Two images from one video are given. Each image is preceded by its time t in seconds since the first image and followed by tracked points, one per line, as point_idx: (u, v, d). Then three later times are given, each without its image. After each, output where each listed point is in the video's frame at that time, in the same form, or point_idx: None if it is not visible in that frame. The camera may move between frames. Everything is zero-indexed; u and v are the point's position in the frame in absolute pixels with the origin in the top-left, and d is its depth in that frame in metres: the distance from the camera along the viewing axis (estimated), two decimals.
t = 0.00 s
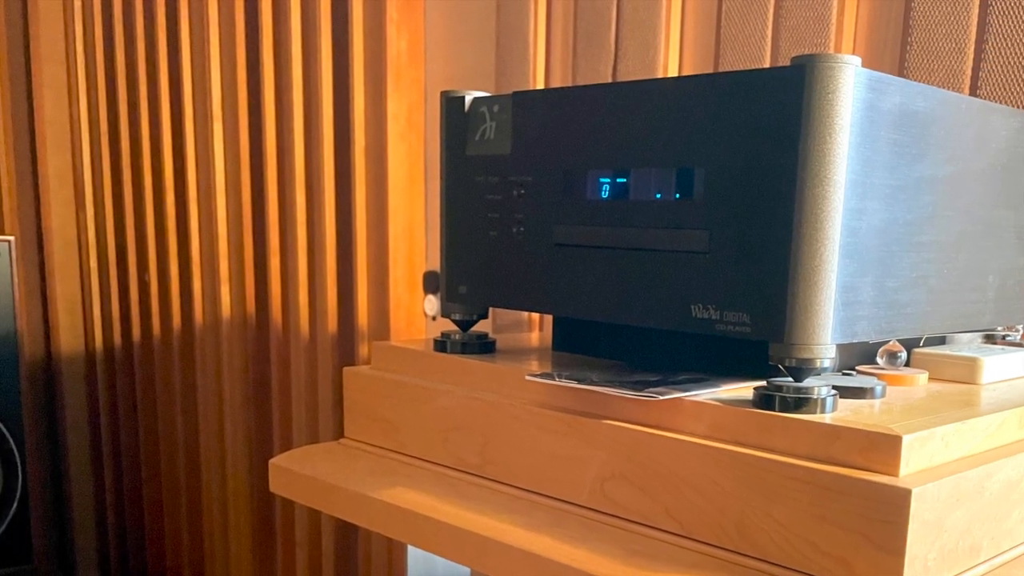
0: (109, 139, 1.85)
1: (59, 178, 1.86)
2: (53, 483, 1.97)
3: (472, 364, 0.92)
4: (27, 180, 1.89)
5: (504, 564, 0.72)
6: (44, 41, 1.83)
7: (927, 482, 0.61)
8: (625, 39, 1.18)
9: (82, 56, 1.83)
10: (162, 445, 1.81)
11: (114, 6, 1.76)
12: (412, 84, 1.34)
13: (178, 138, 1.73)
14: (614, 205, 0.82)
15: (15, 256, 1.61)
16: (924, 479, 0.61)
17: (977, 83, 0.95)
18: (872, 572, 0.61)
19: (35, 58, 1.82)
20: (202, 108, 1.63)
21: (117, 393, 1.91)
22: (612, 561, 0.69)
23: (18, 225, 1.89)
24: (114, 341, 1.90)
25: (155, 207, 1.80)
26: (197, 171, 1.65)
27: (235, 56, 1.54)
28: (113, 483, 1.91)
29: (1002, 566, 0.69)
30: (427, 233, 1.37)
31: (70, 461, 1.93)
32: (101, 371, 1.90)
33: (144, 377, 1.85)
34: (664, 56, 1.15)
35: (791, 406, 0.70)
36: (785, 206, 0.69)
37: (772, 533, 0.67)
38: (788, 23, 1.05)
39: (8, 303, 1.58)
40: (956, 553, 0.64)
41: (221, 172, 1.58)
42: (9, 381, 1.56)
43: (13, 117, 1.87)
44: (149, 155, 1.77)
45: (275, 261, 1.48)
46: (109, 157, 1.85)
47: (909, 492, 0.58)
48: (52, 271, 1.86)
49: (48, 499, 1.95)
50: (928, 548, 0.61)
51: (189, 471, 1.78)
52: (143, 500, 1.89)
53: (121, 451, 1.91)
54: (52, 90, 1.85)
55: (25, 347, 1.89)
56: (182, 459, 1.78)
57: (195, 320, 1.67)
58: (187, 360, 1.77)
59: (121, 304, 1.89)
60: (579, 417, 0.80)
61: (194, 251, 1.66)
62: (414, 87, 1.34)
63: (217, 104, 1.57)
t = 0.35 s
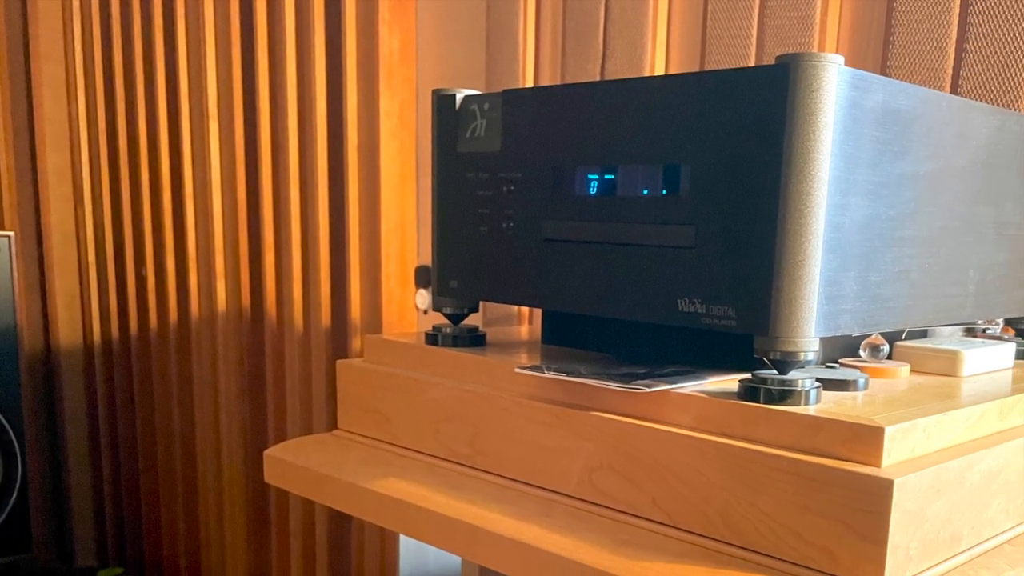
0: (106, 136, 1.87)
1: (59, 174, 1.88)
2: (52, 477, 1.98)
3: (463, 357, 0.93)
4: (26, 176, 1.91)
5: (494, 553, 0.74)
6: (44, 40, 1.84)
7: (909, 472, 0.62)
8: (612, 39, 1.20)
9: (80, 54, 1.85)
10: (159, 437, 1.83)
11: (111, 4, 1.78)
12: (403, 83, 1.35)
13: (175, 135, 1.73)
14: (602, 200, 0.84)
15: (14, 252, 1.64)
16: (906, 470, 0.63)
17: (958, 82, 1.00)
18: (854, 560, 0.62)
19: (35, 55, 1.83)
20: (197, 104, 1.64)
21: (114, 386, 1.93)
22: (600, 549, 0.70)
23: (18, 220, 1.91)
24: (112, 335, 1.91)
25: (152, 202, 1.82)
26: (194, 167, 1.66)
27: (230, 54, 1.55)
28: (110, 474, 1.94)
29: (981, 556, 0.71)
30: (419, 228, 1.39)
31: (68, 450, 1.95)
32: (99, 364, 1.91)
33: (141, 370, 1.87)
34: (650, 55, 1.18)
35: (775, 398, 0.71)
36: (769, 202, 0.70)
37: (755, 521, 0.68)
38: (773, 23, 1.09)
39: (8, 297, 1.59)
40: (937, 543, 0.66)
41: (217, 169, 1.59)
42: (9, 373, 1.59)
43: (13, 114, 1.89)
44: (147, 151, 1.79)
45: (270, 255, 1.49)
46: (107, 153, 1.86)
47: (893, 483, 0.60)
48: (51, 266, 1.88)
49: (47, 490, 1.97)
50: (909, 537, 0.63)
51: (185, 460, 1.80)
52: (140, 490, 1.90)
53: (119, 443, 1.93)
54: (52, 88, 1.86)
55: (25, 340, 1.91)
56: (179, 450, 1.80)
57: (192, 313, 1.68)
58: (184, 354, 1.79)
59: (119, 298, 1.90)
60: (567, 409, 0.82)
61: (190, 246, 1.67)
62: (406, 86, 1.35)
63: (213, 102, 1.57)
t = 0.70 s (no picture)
0: (104, 133, 1.89)
1: (58, 171, 1.92)
2: (52, 468, 2.02)
3: (455, 351, 0.95)
4: (26, 173, 1.94)
5: (485, 543, 0.75)
6: (42, 39, 1.88)
7: (892, 463, 0.64)
8: (601, 38, 1.23)
9: (78, 53, 1.88)
10: (155, 429, 1.85)
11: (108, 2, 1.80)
12: (396, 81, 1.36)
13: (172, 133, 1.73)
14: (591, 197, 0.85)
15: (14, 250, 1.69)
16: (889, 461, 0.64)
17: (939, 81, 1.03)
18: (838, 549, 0.64)
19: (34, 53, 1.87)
20: (194, 103, 1.65)
21: (112, 380, 1.94)
22: (588, 539, 0.72)
23: (18, 216, 1.93)
24: (110, 329, 1.93)
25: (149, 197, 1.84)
26: (191, 164, 1.67)
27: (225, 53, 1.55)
28: (108, 464, 1.97)
29: (962, 545, 0.73)
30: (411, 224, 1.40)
31: (66, 443, 2.01)
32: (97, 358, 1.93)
33: (139, 364, 1.87)
34: (638, 52, 1.20)
35: (760, 390, 0.73)
36: (754, 198, 0.72)
37: (741, 511, 0.70)
38: (758, 22, 1.12)
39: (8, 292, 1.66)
40: (919, 532, 0.68)
41: (213, 165, 1.60)
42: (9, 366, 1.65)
43: (13, 111, 1.91)
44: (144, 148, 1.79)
45: (265, 251, 1.51)
46: (104, 150, 1.88)
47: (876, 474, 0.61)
48: (50, 262, 1.92)
49: (46, 481, 2.00)
50: (892, 527, 0.64)
51: (183, 455, 1.80)
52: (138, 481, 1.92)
53: (117, 435, 1.95)
54: (50, 86, 1.90)
55: (24, 334, 1.94)
56: (175, 442, 1.81)
57: (188, 308, 1.69)
58: (181, 348, 1.79)
59: (117, 293, 1.91)
60: (557, 401, 0.84)
61: (186, 242, 1.68)
62: (398, 84, 1.36)
63: (208, 100, 1.59)
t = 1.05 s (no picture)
0: (103, 131, 1.90)
1: (57, 166, 1.93)
2: (49, 460, 2.03)
3: (447, 344, 0.97)
4: (25, 169, 1.95)
5: (476, 532, 0.77)
6: (43, 40, 1.88)
7: (875, 454, 0.65)
8: (590, 37, 1.28)
9: (77, 51, 1.89)
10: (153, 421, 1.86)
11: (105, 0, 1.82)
12: (389, 79, 1.37)
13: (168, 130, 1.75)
14: (580, 193, 0.87)
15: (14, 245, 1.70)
16: (871, 452, 0.66)
17: (921, 78, 1.04)
18: (821, 539, 0.66)
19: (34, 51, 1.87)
20: (190, 102, 1.66)
21: (110, 373, 1.96)
22: (577, 528, 0.74)
23: (18, 211, 1.95)
24: (107, 323, 1.94)
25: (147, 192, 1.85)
26: (187, 160, 1.68)
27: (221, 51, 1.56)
28: (106, 456, 1.99)
29: (945, 534, 0.75)
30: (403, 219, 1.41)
31: (65, 434, 2.02)
32: (96, 352, 1.94)
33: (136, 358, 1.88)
34: (626, 52, 1.25)
35: (746, 382, 0.75)
36: (739, 195, 0.73)
37: (726, 501, 0.72)
38: (744, 22, 1.14)
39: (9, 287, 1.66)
40: (902, 522, 0.70)
41: (209, 162, 1.61)
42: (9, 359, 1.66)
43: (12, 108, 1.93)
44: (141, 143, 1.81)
45: (260, 247, 1.52)
46: (102, 146, 1.89)
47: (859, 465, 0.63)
48: (50, 257, 1.93)
49: (44, 473, 2.02)
50: (875, 517, 0.66)
51: (177, 444, 1.84)
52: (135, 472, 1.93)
53: (114, 426, 1.96)
54: (49, 84, 1.91)
55: (24, 327, 1.95)
56: (171, 433, 1.83)
57: (185, 302, 1.70)
58: (177, 341, 1.81)
59: (115, 287, 1.93)
60: (547, 394, 0.85)
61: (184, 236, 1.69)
62: (391, 82, 1.38)
63: (205, 99, 1.60)
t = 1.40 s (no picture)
0: (100, 127, 1.91)
1: (55, 163, 2.00)
2: (48, 450, 2.09)
3: (438, 338, 0.98)
4: (25, 166, 2.01)
5: (467, 522, 0.79)
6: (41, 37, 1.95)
7: (858, 446, 0.67)
8: (579, 37, 1.30)
9: (74, 50, 1.95)
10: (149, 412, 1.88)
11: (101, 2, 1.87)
12: (381, 78, 1.39)
13: (164, 126, 1.76)
14: (569, 189, 0.89)
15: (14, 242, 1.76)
16: (855, 444, 0.68)
17: (904, 77, 1.07)
18: (806, 528, 0.67)
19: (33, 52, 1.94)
20: (185, 99, 1.68)
21: (108, 367, 1.98)
22: (567, 519, 0.76)
23: (17, 208, 2.00)
24: (105, 318, 1.96)
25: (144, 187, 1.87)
26: (183, 156, 1.69)
27: (217, 50, 1.57)
28: (104, 448, 2.02)
29: (926, 524, 0.77)
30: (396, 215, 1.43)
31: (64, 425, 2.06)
32: (94, 346, 1.96)
33: (133, 351, 1.91)
34: (615, 50, 1.28)
35: (733, 375, 0.76)
36: (726, 191, 0.75)
37: (713, 492, 0.74)
38: (730, 22, 1.17)
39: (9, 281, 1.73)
40: (884, 512, 0.72)
41: (204, 158, 1.63)
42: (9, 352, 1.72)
43: (12, 106, 1.99)
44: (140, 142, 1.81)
45: (255, 242, 1.53)
46: (99, 142, 1.91)
47: (842, 456, 0.65)
48: (48, 253, 1.98)
49: (43, 462, 2.08)
50: (859, 507, 0.68)
51: (176, 437, 1.84)
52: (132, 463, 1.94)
53: (112, 419, 1.99)
54: (48, 83, 1.99)
55: (25, 321, 2.00)
56: (169, 425, 1.84)
57: (181, 296, 1.72)
58: (174, 335, 1.82)
59: (113, 283, 1.93)
60: (537, 387, 0.87)
61: (179, 230, 1.71)
62: (384, 80, 1.39)
63: (201, 97, 1.61)
